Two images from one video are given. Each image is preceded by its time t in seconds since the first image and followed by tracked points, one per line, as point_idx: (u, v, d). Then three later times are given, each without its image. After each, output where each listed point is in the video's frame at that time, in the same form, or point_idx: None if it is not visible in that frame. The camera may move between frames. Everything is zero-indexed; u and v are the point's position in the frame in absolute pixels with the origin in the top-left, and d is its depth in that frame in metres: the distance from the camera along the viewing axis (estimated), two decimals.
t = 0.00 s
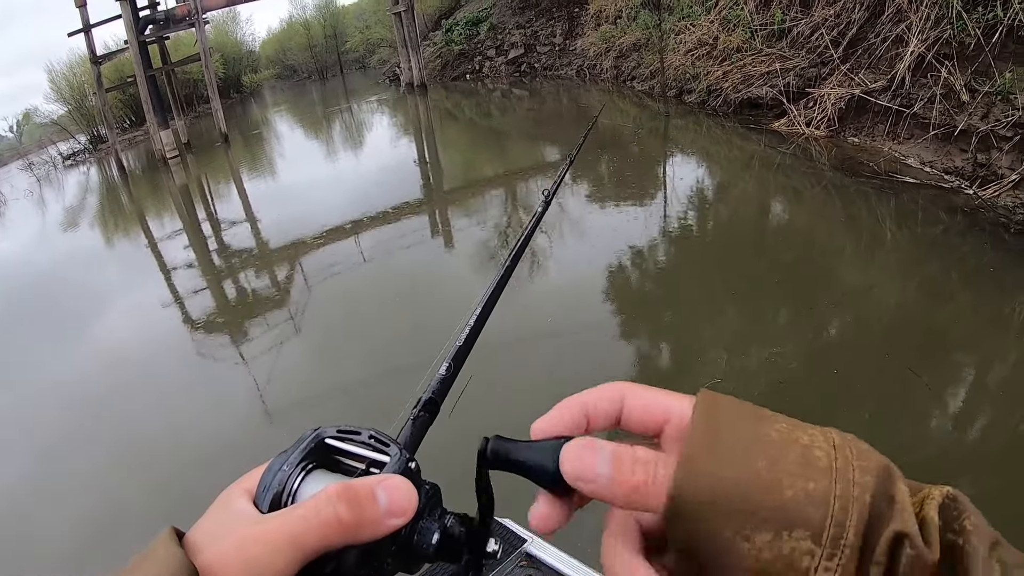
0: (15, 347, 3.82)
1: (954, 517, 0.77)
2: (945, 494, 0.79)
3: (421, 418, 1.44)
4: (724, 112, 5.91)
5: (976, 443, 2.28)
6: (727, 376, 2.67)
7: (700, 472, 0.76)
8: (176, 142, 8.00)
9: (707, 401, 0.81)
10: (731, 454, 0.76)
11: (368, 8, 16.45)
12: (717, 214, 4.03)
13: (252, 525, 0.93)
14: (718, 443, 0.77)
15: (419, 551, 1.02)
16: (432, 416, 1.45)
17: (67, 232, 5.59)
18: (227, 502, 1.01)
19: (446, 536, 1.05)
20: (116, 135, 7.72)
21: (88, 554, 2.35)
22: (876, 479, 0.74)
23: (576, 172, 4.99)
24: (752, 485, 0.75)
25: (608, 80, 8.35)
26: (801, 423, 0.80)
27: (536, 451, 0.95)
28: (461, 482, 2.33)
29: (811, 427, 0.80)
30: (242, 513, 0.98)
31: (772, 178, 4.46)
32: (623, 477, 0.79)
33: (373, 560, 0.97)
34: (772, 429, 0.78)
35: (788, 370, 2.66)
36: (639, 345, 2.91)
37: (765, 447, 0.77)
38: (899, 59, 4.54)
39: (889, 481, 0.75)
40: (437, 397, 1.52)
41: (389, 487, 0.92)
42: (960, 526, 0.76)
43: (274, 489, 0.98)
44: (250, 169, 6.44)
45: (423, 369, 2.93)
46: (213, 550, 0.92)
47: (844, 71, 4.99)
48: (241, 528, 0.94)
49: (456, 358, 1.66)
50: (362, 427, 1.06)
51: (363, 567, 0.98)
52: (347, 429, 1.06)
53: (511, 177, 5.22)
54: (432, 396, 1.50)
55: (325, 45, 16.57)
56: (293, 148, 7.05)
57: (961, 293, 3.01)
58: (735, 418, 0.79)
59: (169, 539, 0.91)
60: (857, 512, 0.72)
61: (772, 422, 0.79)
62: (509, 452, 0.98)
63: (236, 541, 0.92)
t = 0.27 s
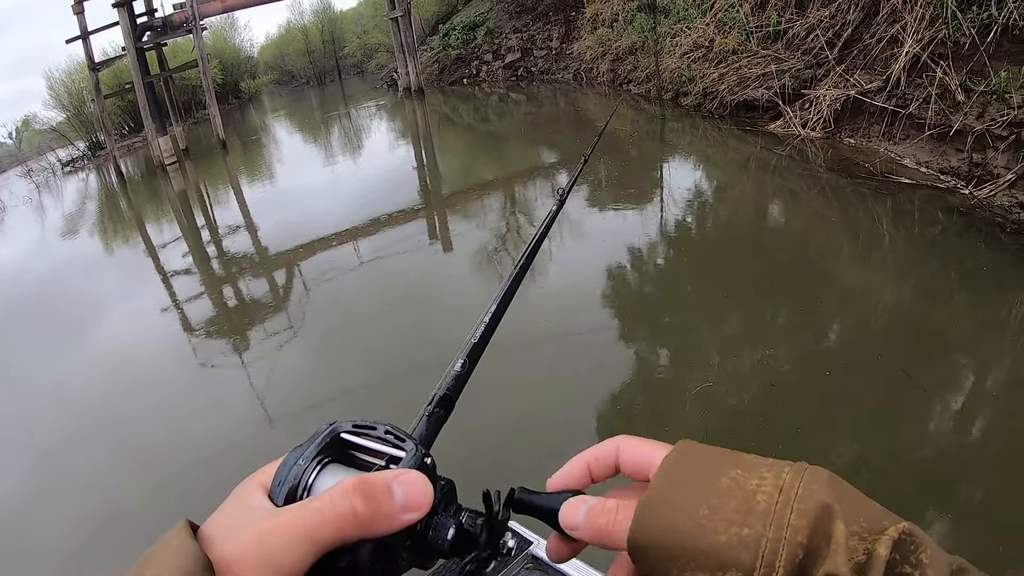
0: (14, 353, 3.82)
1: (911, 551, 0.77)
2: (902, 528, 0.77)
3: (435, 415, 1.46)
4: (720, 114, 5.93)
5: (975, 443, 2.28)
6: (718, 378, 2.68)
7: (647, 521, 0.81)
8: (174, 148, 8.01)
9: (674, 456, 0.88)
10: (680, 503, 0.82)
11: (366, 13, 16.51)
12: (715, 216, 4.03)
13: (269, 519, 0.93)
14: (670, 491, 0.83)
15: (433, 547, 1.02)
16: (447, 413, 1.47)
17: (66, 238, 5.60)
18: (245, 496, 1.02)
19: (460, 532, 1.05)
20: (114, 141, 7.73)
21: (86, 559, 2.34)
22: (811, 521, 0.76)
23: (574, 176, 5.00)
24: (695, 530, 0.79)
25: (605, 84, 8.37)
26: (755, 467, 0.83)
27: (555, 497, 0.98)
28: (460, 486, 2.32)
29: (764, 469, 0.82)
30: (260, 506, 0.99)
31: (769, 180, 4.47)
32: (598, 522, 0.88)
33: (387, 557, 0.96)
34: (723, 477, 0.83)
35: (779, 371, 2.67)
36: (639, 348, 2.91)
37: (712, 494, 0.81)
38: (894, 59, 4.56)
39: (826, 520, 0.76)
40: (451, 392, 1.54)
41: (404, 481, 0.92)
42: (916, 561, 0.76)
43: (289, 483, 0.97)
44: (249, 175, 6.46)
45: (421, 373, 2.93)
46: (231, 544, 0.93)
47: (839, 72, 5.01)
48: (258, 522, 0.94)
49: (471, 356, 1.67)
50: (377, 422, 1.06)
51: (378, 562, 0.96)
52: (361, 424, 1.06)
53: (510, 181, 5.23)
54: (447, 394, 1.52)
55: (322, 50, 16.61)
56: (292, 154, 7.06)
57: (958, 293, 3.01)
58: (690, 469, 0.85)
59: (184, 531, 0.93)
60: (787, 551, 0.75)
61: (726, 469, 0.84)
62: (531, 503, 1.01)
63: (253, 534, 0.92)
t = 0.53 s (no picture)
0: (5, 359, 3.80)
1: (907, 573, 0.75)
2: (899, 555, 0.76)
3: (440, 415, 1.43)
4: (710, 115, 5.94)
5: (968, 440, 2.29)
6: (703, 380, 2.67)
7: None
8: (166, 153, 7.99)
9: (642, 552, 0.94)
10: None
11: (358, 16, 16.50)
12: (709, 217, 4.04)
13: (274, 515, 0.94)
14: None
15: (436, 543, 1.04)
16: (451, 413, 1.44)
17: (58, 243, 5.58)
18: (251, 492, 1.03)
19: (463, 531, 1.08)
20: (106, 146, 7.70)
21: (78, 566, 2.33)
22: None
23: (567, 177, 5.00)
24: None
25: (596, 86, 8.38)
26: (721, 541, 0.89)
27: None
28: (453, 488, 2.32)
29: (731, 541, 0.89)
30: (265, 503, 0.99)
31: (760, 180, 4.48)
32: None
33: (391, 554, 0.96)
34: (694, 560, 0.88)
35: (764, 372, 2.67)
36: (633, 349, 2.91)
37: None
38: (884, 59, 4.58)
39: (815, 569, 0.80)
40: (454, 394, 1.51)
41: (410, 479, 0.90)
42: None
43: (295, 480, 0.99)
44: (242, 179, 6.44)
45: (414, 375, 2.93)
46: (237, 539, 0.93)
47: (829, 71, 5.03)
48: (263, 518, 0.95)
49: (476, 356, 1.64)
50: (382, 421, 1.08)
51: (382, 559, 0.95)
52: (366, 424, 1.08)
53: (502, 183, 5.23)
54: (451, 394, 1.49)
55: (315, 53, 16.60)
56: (285, 157, 7.05)
57: (950, 291, 3.01)
58: (658, 563, 0.91)
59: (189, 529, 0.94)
60: None
61: (693, 550, 0.90)
62: None
63: (258, 530, 0.93)
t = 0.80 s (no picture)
0: None
1: (958, 528, 0.82)
2: (946, 504, 0.84)
3: (435, 419, 1.43)
4: (704, 115, 6.01)
5: (964, 436, 2.30)
6: (690, 382, 2.68)
7: (701, 525, 0.78)
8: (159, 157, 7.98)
9: (698, 463, 0.86)
10: (729, 502, 0.80)
11: (351, 19, 16.51)
12: (703, 216, 4.05)
13: (269, 518, 0.93)
14: (712, 503, 0.81)
15: (428, 547, 0.99)
16: (445, 417, 1.44)
17: (52, 248, 5.57)
18: (246, 497, 1.02)
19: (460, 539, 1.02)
20: (99, 150, 7.69)
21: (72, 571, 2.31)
22: (874, 501, 0.80)
23: (561, 178, 5.01)
24: (756, 529, 0.78)
25: (589, 87, 8.41)
26: (784, 464, 0.86)
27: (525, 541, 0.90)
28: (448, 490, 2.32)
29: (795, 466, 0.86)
30: (259, 506, 0.99)
31: (752, 179, 4.49)
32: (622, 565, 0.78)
33: (385, 558, 0.96)
34: (758, 474, 0.84)
35: (750, 371, 2.68)
36: (627, 349, 2.91)
37: (756, 491, 0.82)
38: (874, 58, 4.61)
39: (887, 501, 0.81)
40: (449, 398, 1.50)
41: (404, 482, 0.92)
42: (963, 537, 0.81)
43: (289, 484, 0.98)
44: (236, 182, 6.44)
45: (408, 378, 2.93)
46: (231, 542, 0.92)
47: (819, 71, 5.07)
48: (259, 521, 0.94)
49: (469, 363, 1.63)
50: (377, 425, 1.07)
51: (376, 562, 0.96)
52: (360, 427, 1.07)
53: (496, 185, 5.24)
54: (446, 398, 1.48)
55: (308, 56, 16.60)
56: (279, 161, 7.05)
57: (942, 288, 3.03)
58: (715, 470, 0.85)
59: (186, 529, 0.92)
60: (867, 538, 0.76)
61: (757, 466, 0.86)
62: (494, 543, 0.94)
63: (254, 533, 0.92)
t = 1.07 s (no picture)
0: None
1: (924, 532, 0.79)
2: (915, 508, 0.80)
3: (429, 418, 1.42)
4: (694, 115, 6.00)
5: (959, 433, 2.30)
6: (677, 382, 2.69)
7: (673, 477, 0.83)
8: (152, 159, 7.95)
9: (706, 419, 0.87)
10: (699, 464, 0.83)
11: (344, 20, 16.48)
12: (697, 216, 4.05)
13: (264, 518, 0.93)
14: (688, 459, 0.83)
15: (422, 544, 0.99)
16: (440, 416, 1.43)
17: (45, 251, 5.54)
18: (240, 496, 1.00)
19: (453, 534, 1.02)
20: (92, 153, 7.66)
21: None
22: (834, 496, 0.77)
23: (555, 179, 5.01)
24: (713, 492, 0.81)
25: (581, 87, 8.41)
26: (776, 440, 0.84)
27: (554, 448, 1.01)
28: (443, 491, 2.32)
29: (785, 440, 0.83)
30: (253, 506, 0.97)
31: (744, 179, 4.49)
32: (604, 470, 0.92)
33: (380, 557, 0.96)
34: (746, 443, 0.83)
35: (737, 371, 2.69)
36: (621, 348, 2.91)
37: (735, 460, 0.82)
38: (865, 57, 4.64)
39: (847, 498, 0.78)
40: (443, 398, 1.51)
41: (397, 480, 0.92)
42: (928, 540, 0.78)
43: (284, 484, 0.96)
44: (230, 184, 6.43)
45: (402, 379, 2.92)
46: (226, 542, 0.92)
47: (811, 71, 5.09)
48: (253, 521, 0.93)
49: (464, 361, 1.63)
50: (370, 424, 1.04)
51: (371, 561, 0.96)
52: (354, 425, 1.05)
53: (489, 185, 5.24)
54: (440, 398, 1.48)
55: (302, 58, 16.58)
56: (273, 162, 7.03)
57: (934, 286, 3.04)
58: (719, 431, 0.85)
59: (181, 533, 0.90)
60: (807, 525, 0.76)
61: (750, 434, 0.85)
62: (529, 450, 1.03)
63: (248, 533, 0.92)
